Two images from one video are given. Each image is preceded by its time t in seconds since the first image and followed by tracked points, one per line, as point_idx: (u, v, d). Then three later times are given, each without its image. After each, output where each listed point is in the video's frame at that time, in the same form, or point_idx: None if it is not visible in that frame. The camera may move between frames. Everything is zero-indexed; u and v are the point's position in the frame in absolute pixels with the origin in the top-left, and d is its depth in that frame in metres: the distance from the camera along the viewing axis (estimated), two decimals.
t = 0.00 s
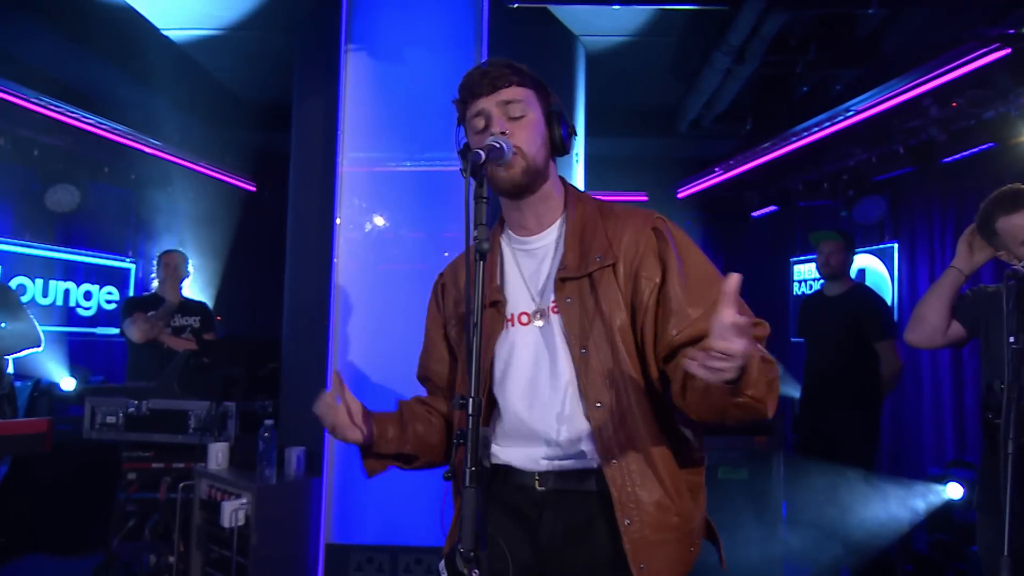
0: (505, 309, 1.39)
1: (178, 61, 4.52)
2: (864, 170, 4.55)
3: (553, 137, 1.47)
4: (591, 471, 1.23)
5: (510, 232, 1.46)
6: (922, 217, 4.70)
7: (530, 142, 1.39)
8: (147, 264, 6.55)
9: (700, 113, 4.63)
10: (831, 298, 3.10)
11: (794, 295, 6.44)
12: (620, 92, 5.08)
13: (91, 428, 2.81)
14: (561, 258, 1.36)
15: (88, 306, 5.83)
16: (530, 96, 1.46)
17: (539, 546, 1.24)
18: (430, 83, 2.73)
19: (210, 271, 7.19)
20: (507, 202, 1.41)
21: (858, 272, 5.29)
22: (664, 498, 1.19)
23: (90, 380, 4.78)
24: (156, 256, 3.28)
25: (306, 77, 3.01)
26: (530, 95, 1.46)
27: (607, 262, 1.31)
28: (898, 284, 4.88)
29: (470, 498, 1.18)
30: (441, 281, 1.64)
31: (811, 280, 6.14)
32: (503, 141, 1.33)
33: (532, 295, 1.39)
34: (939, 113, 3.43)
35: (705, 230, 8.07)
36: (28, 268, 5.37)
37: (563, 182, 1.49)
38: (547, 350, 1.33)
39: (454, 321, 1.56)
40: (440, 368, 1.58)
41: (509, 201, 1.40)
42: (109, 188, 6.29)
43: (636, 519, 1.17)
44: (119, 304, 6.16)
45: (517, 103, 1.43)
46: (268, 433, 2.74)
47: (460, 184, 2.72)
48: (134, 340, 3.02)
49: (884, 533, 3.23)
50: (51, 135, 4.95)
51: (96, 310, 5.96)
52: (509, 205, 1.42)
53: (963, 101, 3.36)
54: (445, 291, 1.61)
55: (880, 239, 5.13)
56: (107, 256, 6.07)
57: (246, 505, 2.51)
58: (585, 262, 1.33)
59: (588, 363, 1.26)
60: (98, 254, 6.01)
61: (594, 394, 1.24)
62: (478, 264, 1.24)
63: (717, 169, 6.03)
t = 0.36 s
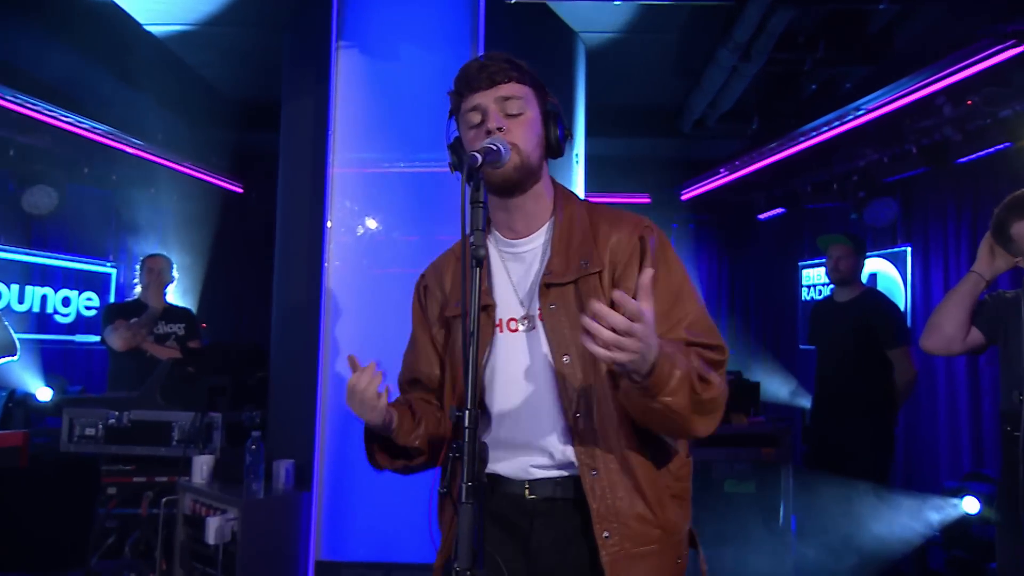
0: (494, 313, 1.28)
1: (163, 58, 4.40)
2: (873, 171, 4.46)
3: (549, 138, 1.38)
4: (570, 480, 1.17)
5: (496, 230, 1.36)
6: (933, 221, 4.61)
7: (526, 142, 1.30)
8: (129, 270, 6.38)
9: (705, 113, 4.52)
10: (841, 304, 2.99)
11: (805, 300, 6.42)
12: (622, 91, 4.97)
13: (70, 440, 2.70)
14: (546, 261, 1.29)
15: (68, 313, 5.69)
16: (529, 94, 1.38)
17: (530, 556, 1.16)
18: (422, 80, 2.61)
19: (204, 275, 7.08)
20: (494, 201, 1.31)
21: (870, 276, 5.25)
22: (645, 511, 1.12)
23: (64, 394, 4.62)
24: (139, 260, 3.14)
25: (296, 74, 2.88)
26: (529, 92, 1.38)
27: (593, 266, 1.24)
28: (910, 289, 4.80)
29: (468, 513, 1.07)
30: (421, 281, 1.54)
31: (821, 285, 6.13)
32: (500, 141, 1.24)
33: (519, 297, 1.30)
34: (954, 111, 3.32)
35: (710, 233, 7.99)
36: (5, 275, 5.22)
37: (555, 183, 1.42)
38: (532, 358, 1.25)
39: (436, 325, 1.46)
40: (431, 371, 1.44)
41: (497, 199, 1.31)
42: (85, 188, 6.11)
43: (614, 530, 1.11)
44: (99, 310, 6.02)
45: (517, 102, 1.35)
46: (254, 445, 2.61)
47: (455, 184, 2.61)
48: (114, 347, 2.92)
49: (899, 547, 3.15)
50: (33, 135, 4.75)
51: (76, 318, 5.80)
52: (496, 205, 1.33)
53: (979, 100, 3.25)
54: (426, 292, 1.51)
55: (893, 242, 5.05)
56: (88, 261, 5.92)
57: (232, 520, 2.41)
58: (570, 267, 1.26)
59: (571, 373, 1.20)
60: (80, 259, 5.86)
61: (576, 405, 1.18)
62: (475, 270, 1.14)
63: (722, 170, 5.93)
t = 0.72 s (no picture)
0: (493, 325, 1.31)
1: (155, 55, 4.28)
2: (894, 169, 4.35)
3: (551, 151, 1.41)
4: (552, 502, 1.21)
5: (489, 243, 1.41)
6: (959, 223, 4.52)
7: (527, 148, 1.33)
8: (117, 277, 6.29)
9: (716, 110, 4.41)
10: (858, 309, 2.88)
11: (819, 305, 6.30)
12: (630, 88, 4.85)
13: (54, 454, 2.58)
14: (539, 282, 1.32)
15: (52, 320, 5.46)
16: (533, 101, 1.40)
17: None
18: (423, 80, 2.50)
19: (204, 279, 6.98)
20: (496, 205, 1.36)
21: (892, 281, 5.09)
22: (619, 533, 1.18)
23: (49, 404, 4.52)
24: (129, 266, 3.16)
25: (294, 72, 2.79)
26: (533, 100, 1.40)
27: (588, 293, 1.29)
28: (932, 295, 4.65)
29: (470, 529, 1.03)
30: (393, 277, 1.41)
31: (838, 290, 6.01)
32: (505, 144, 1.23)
33: (504, 316, 1.33)
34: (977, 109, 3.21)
35: (719, 236, 7.88)
36: None
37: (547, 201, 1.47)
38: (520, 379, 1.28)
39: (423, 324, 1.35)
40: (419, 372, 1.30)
41: (496, 202, 1.35)
42: (72, 190, 5.98)
43: (595, 552, 1.16)
44: (84, 318, 5.79)
45: (522, 106, 1.37)
46: (247, 457, 2.50)
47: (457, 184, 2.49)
48: (104, 353, 2.85)
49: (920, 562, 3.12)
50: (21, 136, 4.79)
51: (60, 325, 5.58)
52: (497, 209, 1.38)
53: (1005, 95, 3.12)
54: (403, 289, 1.38)
55: (913, 246, 4.97)
56: (75, 266, 5.70)
57: (224, 535, 2.29)
58: (565, 293, 1.29)
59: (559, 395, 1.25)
60: (67, 264, 5.64)
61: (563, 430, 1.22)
62: (479, 276, 1.10)
63: (734, 169, 5.76)
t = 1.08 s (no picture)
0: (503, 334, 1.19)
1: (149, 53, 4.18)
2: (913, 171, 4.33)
3: (546, 149, 1.33)
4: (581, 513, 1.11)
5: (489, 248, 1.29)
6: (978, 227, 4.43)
7: (525, 153, 1.25)
8: (101, 279, 6.21)
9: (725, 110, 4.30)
10: (877, 318, 2.80)
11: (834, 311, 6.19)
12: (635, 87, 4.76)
13: (35, 466, 2.47)
14: (549, 284, 1.24)
15: (32, 326, 5.35)
16: (525, 102, 1.32)
17: None
18: (421, 77, 2.40)
19: (204, 283, 6.87)
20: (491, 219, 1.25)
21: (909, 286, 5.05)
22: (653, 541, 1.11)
23: (33, 411, 4.40)
24: (116, 272, 3.13)
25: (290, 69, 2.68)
26: (525, 101, 1.33)
27: (603, 292, 1.21)
28: (952, 301, 4.61)
29: (470, 548, 0.94)
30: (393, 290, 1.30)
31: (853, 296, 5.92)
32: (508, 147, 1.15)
33: (515, 322, 1.22)
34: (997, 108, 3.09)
35: (729, 240, 7.79)
36: None
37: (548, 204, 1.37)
38: (539, 386, 1.18)
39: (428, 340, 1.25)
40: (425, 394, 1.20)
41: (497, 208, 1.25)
42: (53, 190, 5.90)
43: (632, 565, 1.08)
44: (67, 323, 5.67)
45: (515, 110, 1.29)
46: (237, 470, 2.37)
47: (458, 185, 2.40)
48: (87, 361, 2.88)
49: None
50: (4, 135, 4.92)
51: (41, 331, 5.47)
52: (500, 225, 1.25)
53: None
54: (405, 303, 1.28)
55: (932, 251, 4.88)
56: (58, 270, 5.60)
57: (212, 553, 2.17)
58: (578, 292, 1.20)
59: (580, 402, 1.15)
60: (49, 268, 5.54)
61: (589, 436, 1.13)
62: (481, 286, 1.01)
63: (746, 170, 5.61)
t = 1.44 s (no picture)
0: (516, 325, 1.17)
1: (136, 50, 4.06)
2: (930, 173, 4.25)
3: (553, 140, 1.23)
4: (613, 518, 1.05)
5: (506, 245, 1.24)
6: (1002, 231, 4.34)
7: (530, 150, 1.15)
8: (82, 285, 5.92)
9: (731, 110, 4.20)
10: (891, 325, 2.72)
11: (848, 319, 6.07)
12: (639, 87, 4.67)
13: (12, 481, 2.37)
14: (568, 271, 1.18)
15: (10, 334, 5.06)
16: (526, 96, 1.22)
17: None
18: (415, 74, 2.29)
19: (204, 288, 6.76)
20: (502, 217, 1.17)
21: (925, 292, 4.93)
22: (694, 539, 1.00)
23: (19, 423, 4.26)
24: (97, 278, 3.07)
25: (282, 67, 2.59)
26: (526, 95, 1.23)
27: (627, 272, 1.14)
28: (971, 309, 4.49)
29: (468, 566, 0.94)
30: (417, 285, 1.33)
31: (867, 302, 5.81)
32: (504, 148, 1.07)
33: (533, 313, 1.19)
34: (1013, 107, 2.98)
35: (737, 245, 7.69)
36: None
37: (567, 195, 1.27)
38: (559, 377, 1.13)
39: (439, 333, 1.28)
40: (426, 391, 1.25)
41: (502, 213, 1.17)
42: (36, 192, 5.63)
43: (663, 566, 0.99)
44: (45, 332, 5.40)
45: (516, 106, 1.19)
46: (226, 485, 2.24)
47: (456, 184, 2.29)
48: (67, 371, 2.82)
49: None
50: None
51: (19, 340, 5.19)
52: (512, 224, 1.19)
53: None
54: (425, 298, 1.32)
55: (950, 255, 4.77)
56: (36, 276, 5.38)
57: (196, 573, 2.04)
58: (597, 275, 1.15)
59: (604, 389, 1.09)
60: (27, 274, 5.31)
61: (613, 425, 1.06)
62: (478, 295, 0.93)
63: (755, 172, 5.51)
